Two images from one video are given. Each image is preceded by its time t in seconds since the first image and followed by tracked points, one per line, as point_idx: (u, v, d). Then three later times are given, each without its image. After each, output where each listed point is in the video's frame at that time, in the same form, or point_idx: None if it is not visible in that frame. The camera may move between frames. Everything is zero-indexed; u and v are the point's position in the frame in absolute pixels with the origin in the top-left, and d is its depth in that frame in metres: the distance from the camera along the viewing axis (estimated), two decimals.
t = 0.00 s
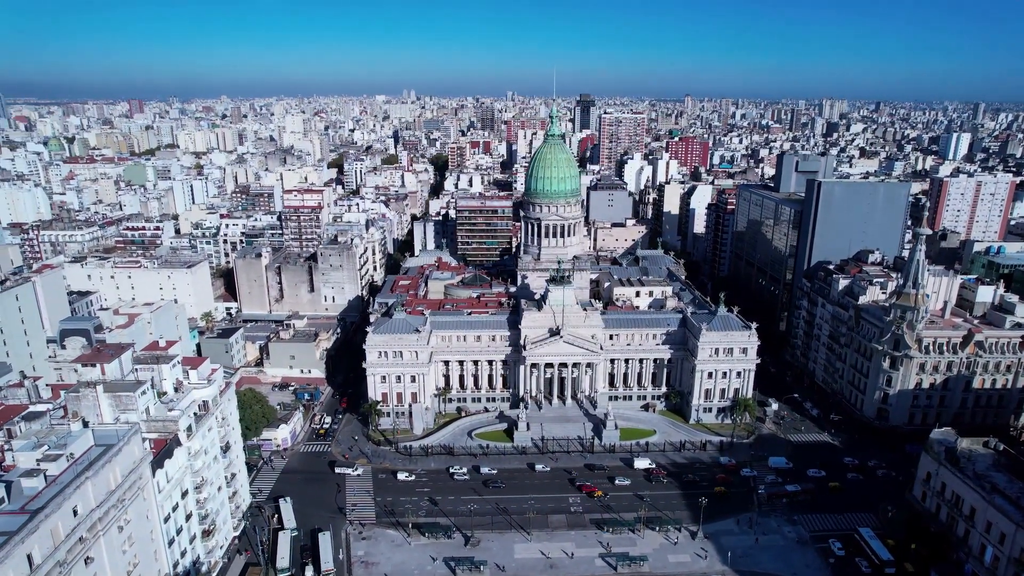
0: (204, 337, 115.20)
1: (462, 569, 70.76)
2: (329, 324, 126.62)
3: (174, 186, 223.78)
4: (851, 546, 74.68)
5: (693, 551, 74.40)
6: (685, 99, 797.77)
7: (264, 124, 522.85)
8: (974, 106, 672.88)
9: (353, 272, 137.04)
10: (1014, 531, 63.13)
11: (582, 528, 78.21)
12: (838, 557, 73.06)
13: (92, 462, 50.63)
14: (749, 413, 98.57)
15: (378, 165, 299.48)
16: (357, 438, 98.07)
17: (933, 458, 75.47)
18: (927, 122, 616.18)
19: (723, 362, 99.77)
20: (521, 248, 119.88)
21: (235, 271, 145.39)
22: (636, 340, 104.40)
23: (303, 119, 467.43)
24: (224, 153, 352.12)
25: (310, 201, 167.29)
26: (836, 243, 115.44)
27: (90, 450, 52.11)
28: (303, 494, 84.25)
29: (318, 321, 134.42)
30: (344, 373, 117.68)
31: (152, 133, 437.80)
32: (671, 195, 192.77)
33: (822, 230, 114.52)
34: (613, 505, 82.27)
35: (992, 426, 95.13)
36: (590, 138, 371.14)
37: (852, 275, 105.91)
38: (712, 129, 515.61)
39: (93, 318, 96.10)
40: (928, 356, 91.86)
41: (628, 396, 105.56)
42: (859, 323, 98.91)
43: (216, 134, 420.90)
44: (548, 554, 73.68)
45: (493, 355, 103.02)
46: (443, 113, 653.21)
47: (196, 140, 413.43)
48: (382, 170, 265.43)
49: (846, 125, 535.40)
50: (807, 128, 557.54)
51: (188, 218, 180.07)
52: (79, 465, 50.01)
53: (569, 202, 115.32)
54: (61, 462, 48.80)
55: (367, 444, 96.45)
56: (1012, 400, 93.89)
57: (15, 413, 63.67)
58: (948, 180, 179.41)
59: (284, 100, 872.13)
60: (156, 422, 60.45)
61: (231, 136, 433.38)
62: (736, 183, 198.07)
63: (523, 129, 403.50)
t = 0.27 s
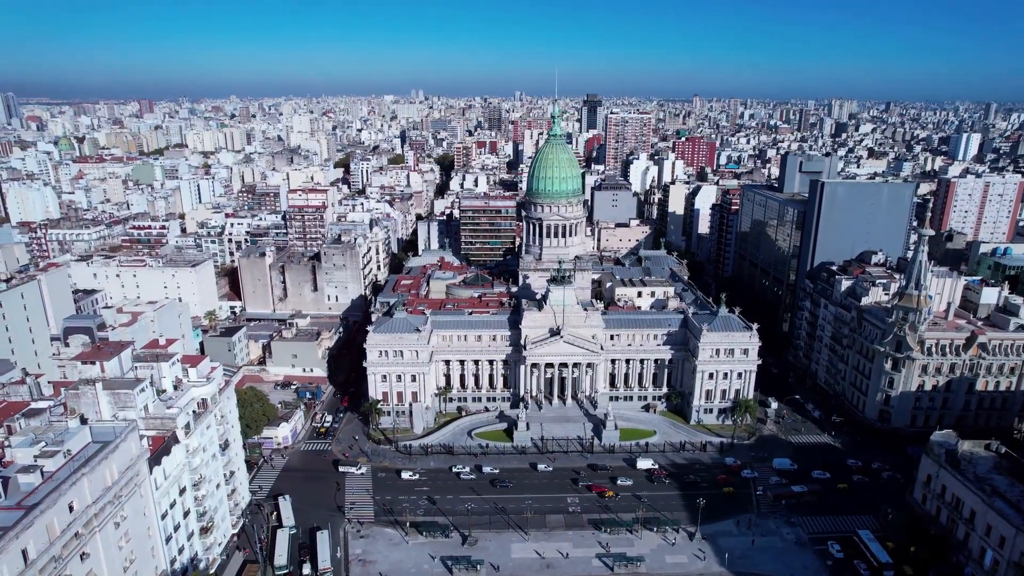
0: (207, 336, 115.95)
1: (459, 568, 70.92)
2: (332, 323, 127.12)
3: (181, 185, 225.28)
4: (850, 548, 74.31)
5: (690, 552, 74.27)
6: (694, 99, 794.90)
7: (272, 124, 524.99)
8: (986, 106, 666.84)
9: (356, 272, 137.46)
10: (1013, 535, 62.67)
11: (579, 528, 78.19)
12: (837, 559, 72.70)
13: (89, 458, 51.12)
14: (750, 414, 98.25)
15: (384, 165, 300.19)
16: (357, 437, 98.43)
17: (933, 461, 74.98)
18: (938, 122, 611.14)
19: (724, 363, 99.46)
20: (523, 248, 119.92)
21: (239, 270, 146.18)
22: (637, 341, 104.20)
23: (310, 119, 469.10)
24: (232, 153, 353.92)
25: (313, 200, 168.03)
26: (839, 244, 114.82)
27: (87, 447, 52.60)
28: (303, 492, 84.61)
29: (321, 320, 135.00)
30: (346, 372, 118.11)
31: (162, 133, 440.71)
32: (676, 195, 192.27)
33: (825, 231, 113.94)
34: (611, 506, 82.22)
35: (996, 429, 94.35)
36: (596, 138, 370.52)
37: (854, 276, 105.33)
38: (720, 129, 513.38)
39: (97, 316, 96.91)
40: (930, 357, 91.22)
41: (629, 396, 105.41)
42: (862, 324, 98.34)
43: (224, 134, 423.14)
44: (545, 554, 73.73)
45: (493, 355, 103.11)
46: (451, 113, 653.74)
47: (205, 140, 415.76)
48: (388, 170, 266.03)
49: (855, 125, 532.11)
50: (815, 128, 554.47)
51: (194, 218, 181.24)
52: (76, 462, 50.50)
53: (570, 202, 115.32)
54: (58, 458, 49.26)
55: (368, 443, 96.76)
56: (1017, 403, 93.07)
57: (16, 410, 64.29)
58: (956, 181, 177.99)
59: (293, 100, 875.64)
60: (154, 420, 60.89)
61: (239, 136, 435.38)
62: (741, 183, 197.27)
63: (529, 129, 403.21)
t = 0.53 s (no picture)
0: (211, 334, 116.65)
1: (455, 567, 71.06)
2: (335, 322, 127.64)
3: (188, 185, 226.75)
4: (848, 550, 73.93)
5: (688, 553, 74.09)
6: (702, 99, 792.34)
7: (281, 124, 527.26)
8: (997, 106, 661.22)
9: (359, 271, 137.89)
10: (1013, 538, 62.11)
11: (577, 528, 78.17)
12: (836, 561, 72.32)
13: (86, 455, 51.57)
14: (751, 415, 97.93)
15: (391, 165, 300.86)
16: (358, 436, 98.80)
17: (933, 463, 74.47)
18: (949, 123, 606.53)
19: (725, 364, 99.14)
20: (525, 248, 120.03)
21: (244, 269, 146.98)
22: (638, 341, 104.00)
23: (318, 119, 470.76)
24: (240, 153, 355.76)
25: (317, 200, 168.78)
26: (842, 245, 114.26)
27: (84, 444, 53.07)
28: (302, 490, 84.99)
29: (324, 319, 135.56)
30: (348, 371, 118.57)
31: (171, 133, 443.48)
32: (681, 195, 191.76)
33: (829, 231, 113.39)
34: (610, 506, 82.16)
35: (999, 432, 93.57)
36: (603, 138, 370.07)
37: (857, 277, 104.77)
38: (728, 129, 511.33)
39: (100, 314, 97.65)
40: (932, 359, 90.62)
41: (629, 397, 105.25)
42: (864, 326, 97.78)
43: (232, 133, 425.35)
44: (542, 554, 73.75)
45: (494, 355, 103.20)
46: (459, 113, 654.36)
47: (213, 139, 418.13)
48: (394, 170, 266.70)
49: (865, 125, 528.74)
50: (824, 128, 551.40)
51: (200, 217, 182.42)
52: (73, 458, 50.94)
53: (572, 202, 115.39)
54: (55, 455, 49.69)
55: (368, 442, 97.09)
56: (1020, 406, 92.27)
57: (17, 407, 64.82)
58: (963, 181, 176.50)
59: (302, 100, 879.77)
60: (153, 417, 61.32)
61: (247, 135, 437.51)
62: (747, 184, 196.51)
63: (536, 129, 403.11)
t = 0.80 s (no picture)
0: (214, 333, 117.38)
1: (452, 566, 71.21)
2: (337, 321, 128.09)
3: (195, 184, 228.10)
4: (847, 553, 73.54)
5: (685, 554, 73.92)
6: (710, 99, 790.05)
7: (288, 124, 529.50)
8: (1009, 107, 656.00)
9: (362, 270, 138.32)
10: (1012, 542, 61.57)
11: (575, 528, 78.14)
12: (834, 564, 71.93)
13: (83, 452, 52.00)
14: (751, 417, 97.62)
15: (397, 164, 301.53)
16: (358, 435, 99.15)
17: (933, 466, 73.96)
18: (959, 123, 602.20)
19: (726, 365, 98.80)
20: (527, 247, 120.13)
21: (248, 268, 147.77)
22: (639, 341, 103.82)
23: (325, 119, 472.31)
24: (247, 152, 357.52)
25: (322, 199, 169.45)
26: (845, 245, 113.69)
27: (81, 441, 53.50)
28: (302, 488, 85.37)
29: (327, 319, 136.08)
30: (350, 370, 118.98)
31: (179, 132, 446.04)
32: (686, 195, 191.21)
33: (831, 232, 112.82)
34: (608, 506, 82.10)
35: (1003, 434, 92.82)
36: (609, 138, 369.62)
37: (860, 278, 104.21)
38: (736, 129, 509.34)
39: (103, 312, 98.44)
40: (934, 361, 90.04)
41: (630, 397, 105.09)
42: (866, 327, 97.25)
43: (240, 133, 427.54)
44: (538, 554, 73.76)
45: (495, 354, 103.27)
46: (466, 113, 654.99)
47: (221, 139, 420.41)
48: (400, 169, 267.36)
49: (874, 125, 525.25)
50: (833, 128, 548.26)
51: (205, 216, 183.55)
52: (70, 455, 51.36)
53: (573, 202, 115.43)
54: (52, 451, 50.13)
55: (368, 440, 97.44)
56: None
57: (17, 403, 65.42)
58: (971, 182, 175.11)
59: (311, 99, 883.44)
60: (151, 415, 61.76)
61: (255, 135, 439.54)
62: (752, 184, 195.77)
63: (543, 129, 402.91)
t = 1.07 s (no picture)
0: (217, 332, 118.04)
1: (449, 565, 71.39)
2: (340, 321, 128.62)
3: (202, 184, 229.46)
4: (845, 555, 73.18)
5: (682, 555, 73.74)
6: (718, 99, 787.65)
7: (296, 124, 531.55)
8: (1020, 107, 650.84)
9: (365, 270, 138.76)
10: (1012, 546, 61.03)
11: (572, 528, 78.12)
12: (832, 566, 71.52)
13: (80, 448, 52.48)
14: (752, 418, 97.18)
15: (403, 164, 302.33)
16: (359, 434, 99.49)
17: (933, 468, 73.46)
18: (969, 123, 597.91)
19: (726, 366, 98.45)
20: (529, 247, 120.19)
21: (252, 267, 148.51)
22: (639, 342, 103.63)
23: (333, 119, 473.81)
24: (254, 152, 359.03)
25: (326, 199, 170.07)
26: (849, 246, 113.06)
27: (79, 437, 54.00)
28: (302, 487, 85.77)
29: (330, 318, 136.62)
30: (351, 369, 119.37)
31: (188, 132, 448.57)
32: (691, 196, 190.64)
33: (834, 233, 112.25)
34: (606, 507, 82.02)
35: (1005, 437, 92.12)
36: (616, 138, 369.07)
37: (863, 279, 103.62)
38: (743, 130, 507.27)
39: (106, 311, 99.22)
40: (936, 363, 89.46)
41: (630, 398, 104.89)
42: (868, 328, 96.70)
43: (248, 133, 429.64)
44: (536, 554, 73.80)
45: (495, 354, 103.31)
46: (473, 113, 655.33)
47: (229, 139, 422.55)
48: (405, 169, 267.90)
49: (883, 126, 521.73)
50: (842, 129, 545.20)
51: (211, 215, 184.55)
52: (68, 451, 51.88)
53: (575, 202, 115.39)
54: (50, 447, 50.64)
55: (369, 439, 97.77)
56: None
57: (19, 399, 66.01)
58: (979, 183, 173.64)
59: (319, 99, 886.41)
60: (150, 412, 62.22)
61: (263, 135, 441.52)
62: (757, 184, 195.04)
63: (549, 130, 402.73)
